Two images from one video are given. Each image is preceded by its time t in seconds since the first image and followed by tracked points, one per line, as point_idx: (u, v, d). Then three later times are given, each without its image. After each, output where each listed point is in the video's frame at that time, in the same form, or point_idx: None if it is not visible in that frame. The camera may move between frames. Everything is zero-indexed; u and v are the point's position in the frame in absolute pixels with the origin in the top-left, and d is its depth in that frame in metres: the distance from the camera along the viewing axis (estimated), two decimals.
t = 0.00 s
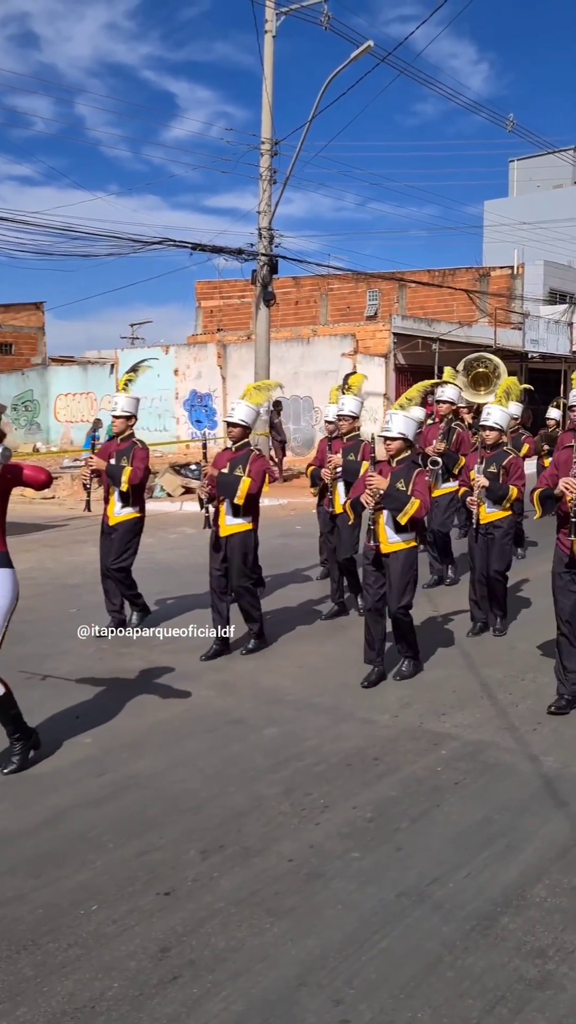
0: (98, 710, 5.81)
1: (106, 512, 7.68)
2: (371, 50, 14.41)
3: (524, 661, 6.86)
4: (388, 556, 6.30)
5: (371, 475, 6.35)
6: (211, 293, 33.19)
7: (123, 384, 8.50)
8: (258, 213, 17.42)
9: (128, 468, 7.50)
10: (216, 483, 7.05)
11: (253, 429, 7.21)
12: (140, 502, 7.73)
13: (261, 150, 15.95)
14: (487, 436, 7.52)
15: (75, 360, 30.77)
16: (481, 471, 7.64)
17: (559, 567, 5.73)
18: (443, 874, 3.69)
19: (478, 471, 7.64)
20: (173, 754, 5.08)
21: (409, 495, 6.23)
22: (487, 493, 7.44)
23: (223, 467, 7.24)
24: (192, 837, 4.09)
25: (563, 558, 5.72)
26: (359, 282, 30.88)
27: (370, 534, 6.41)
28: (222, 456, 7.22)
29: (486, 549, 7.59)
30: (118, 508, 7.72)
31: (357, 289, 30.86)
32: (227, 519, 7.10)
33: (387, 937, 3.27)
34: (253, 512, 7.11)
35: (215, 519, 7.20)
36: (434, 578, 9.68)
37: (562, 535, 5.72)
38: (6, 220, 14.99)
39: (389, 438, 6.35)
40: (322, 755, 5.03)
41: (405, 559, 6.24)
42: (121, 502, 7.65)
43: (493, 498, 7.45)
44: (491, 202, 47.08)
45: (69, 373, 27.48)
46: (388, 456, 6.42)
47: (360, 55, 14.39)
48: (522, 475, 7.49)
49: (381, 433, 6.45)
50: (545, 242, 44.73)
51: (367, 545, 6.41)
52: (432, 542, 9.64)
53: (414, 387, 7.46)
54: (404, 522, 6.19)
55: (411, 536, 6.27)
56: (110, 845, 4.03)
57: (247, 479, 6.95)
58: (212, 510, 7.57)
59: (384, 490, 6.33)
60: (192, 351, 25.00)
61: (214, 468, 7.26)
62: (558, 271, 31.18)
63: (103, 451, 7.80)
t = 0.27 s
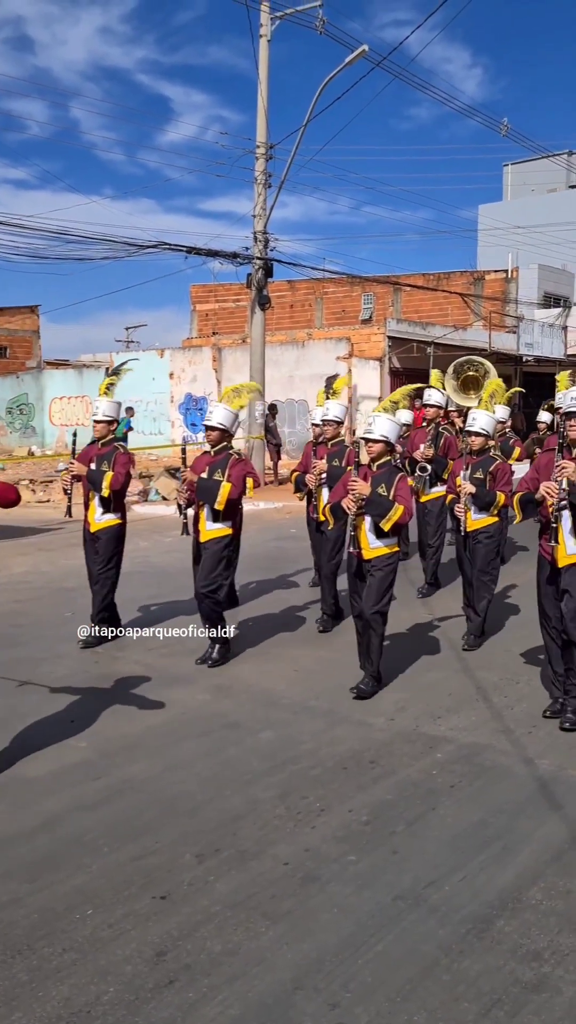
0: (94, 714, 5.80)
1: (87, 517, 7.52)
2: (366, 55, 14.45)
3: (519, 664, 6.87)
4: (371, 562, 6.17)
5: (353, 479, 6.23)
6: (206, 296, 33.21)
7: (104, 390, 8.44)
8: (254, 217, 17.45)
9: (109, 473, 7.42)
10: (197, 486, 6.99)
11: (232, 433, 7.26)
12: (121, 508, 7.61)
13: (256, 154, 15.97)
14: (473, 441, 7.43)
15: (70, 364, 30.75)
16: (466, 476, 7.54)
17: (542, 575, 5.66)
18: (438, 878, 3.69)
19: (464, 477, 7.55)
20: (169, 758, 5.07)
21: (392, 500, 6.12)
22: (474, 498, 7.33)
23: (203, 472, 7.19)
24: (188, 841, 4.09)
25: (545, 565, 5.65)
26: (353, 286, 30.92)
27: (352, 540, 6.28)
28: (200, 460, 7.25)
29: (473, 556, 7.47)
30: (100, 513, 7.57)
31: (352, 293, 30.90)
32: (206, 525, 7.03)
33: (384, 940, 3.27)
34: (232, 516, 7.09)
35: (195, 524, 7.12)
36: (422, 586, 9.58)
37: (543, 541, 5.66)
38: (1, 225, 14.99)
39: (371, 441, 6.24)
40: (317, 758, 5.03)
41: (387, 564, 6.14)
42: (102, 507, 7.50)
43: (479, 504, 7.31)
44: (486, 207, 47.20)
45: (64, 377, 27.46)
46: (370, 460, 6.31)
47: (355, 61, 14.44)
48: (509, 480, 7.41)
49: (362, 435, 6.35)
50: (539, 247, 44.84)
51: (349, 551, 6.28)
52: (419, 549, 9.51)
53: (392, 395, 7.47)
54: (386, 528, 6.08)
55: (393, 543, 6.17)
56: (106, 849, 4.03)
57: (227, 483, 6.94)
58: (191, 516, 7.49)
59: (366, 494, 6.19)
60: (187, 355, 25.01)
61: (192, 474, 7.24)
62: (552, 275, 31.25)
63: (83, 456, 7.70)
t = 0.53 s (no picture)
0: (89, 718, 5.79)
1: (71, 523, 7.39)
2: (361, 60, 14.48)
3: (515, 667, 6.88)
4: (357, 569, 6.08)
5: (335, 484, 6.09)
6: (201, 300, 33.23)
7: (86, 391, 8.32)
8: (249, 221, 17.48)
9: (90, 477, 7.28)
10: (176, 491, 6.80)
11: (215, 438, 7.09)
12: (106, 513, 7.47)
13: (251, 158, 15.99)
14: (458, 445, 7.44)
15: (66, 367, 30.73)
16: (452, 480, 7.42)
17: (524, 580, 5.59)
18: (434, 881, 3.69)
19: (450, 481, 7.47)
20: (164, 762, 5.06)
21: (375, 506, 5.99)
22: (460, 501, 7.15)
23: (185, 476, 7.00)
24: (184, 845, 4.08)
25: (527, 570, 5.58)
26: (348, 289, 30.95)
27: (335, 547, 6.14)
28: (184, 464, 7.11)
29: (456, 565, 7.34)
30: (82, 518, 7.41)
31: (348, 297, 30.94)
32: (189, 529, 6.87)
33: (380, 944, 3.27)
34: (214, 521, 6.93)
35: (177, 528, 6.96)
36: (409, 592, 9.53)
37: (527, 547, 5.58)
38: None
39: (355, 446, 6.15)
40: (313, 762, 5.03)
41: (374, 571, 6.06)
42: (85, 512, 7.35)
43: (464, 509, 7.17)
44: (480, 211, 47.31)
45: (59, 381, 27.47)
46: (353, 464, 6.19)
47: (350, 65, 14.47)
48: (495, 484, 7.30)
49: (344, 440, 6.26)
50: (533, 250, 44.97)
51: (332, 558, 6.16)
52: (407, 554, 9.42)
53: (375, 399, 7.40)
54: (368, 535, 5.96)
55: (378, 548, 6.07)
56: (101, 854, 4.02)
57: (207, 487, 6.73)
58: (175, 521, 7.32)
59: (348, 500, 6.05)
60: (182, 358, 25.02)
61: (174, 478, 7.10)
62: (546, 278, 31.32)
63: (66, 458, 7.57)
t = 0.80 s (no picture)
0: (81, 720, 5.79)
1: (42, 528, 7.22)
2: (353, 63, 14.50)
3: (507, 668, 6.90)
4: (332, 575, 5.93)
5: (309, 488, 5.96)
6: (194, 301, 33.23)
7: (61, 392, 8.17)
8: (241, 223, 17.48)
9: (63, 482, 7.13)
10: (150, 494, 6.61)
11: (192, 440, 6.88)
12: (78, 518, 7.32)
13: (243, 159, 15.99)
14: (436, 450, 7.18)
15: (58, 368, 30.69)
16: (429, 485, 7.33)
17: (503, 588, 5.41)
18: (426, 882, 3.70)
19: (426, 487, 7.31)
20: (156, 764, 5.06)
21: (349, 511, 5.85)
22: (436, 507, 7.11)
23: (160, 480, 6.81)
24: (177, 847, 4.09)
25: (506, 577, 5.41)
26: (341, 291, 30.98)
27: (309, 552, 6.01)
28: (161, 464, 6.90)
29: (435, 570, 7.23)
30: (54, 523, 7.26)
31: (340, 299, 30.98)
32: (164, 534, 6.68)
33: (372, 945, 3.28)
34: (190, 524, 6.71)
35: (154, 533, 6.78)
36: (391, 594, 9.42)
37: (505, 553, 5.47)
38: None
39: (330, 449, 5.99)
40: (306, 763, 5.03)
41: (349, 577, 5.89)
42: (57, 518, 7.19)
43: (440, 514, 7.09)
44: (472, 213, 47.43)
45: (52, 382, 27.43)
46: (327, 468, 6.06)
47: (342, 68, 14.49)
48: (471, 491, 7.15)
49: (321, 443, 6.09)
50: (525, 252, 45.10)
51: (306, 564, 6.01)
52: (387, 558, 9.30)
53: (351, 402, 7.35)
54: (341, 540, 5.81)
55: (354, 554, 5.93)
56: (94, 856, 4.02)
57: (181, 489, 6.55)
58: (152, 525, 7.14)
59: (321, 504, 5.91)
60: (175, 359, 25.02)
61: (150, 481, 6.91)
62: (538, 280, 31.41)
63: (41, 463, 7.42)
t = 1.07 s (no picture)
0: (63, 724, 5.77)
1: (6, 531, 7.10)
2: (336, 67, 14.53)
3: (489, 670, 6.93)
4: (294, 579, 5.83)
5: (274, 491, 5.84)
6: (178, 305, 33.21)
7: (27, 393, 7.91)
8: (225, 227, 17.48)
9: (28, 487, 6.95)
10: (112, 498, 6.45)
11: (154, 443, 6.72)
12: (43, 525, 7.19)
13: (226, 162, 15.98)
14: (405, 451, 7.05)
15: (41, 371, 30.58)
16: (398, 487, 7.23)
17: (468, 597, 5.24)
18: (408, 884, 3.71)
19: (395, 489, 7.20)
20: (139, 768, 5.04)
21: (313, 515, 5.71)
22: (405, 508, 7.00)
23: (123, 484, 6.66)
24: (159, 851, 4.08)
25: (470, 586, 5.24)
26: (325, 294, 31.02)
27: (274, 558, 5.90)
28: (123, 470, 6.78)
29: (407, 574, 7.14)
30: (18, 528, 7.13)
31: (323, 302, 31.00)
32: (127, 539, 6.51)
33: (354, 947, 3.28)
34: (154, 529, 6.55)
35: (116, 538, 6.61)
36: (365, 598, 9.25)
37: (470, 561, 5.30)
38: None
39: (295, 451, 5.90)
40: (289, 766, 5.04)
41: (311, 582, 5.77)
42: (21, 521, 7.04)
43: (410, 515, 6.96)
44: (455, 217, 47.62)
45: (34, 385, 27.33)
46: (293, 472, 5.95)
47: (325, 72, 14.53)
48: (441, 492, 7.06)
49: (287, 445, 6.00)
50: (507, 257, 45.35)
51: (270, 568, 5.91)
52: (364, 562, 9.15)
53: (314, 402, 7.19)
54: (305, 545, 5.68)
55: (317, 560, 5.81)
56: (75, 861, 4.01)
57: (145, 493, 6.40)
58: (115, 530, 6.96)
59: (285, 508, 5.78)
60: (158, 363, 24.98)
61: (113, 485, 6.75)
62: (520, 285, 31.58)
63: (4, 467, 7.22)
